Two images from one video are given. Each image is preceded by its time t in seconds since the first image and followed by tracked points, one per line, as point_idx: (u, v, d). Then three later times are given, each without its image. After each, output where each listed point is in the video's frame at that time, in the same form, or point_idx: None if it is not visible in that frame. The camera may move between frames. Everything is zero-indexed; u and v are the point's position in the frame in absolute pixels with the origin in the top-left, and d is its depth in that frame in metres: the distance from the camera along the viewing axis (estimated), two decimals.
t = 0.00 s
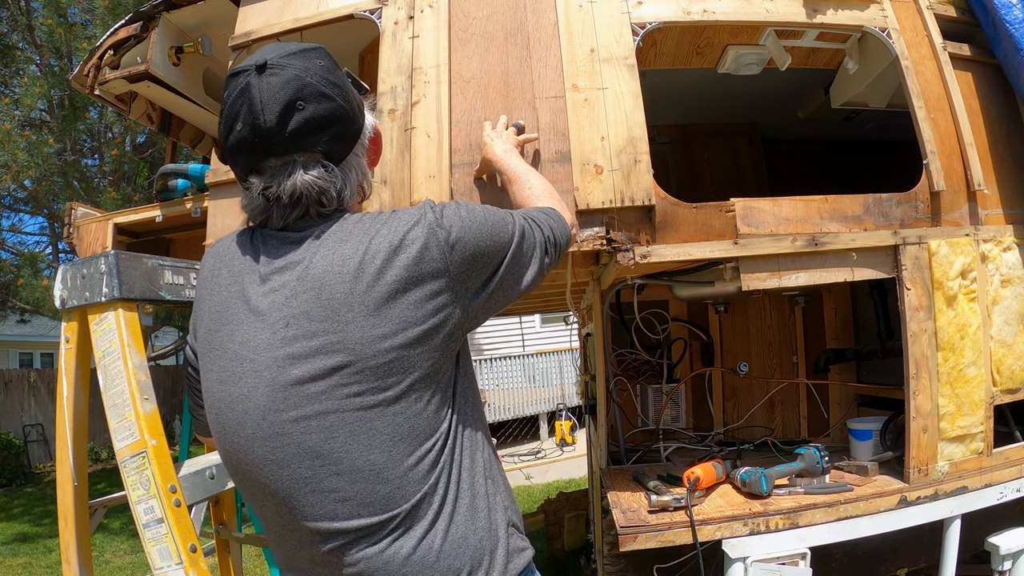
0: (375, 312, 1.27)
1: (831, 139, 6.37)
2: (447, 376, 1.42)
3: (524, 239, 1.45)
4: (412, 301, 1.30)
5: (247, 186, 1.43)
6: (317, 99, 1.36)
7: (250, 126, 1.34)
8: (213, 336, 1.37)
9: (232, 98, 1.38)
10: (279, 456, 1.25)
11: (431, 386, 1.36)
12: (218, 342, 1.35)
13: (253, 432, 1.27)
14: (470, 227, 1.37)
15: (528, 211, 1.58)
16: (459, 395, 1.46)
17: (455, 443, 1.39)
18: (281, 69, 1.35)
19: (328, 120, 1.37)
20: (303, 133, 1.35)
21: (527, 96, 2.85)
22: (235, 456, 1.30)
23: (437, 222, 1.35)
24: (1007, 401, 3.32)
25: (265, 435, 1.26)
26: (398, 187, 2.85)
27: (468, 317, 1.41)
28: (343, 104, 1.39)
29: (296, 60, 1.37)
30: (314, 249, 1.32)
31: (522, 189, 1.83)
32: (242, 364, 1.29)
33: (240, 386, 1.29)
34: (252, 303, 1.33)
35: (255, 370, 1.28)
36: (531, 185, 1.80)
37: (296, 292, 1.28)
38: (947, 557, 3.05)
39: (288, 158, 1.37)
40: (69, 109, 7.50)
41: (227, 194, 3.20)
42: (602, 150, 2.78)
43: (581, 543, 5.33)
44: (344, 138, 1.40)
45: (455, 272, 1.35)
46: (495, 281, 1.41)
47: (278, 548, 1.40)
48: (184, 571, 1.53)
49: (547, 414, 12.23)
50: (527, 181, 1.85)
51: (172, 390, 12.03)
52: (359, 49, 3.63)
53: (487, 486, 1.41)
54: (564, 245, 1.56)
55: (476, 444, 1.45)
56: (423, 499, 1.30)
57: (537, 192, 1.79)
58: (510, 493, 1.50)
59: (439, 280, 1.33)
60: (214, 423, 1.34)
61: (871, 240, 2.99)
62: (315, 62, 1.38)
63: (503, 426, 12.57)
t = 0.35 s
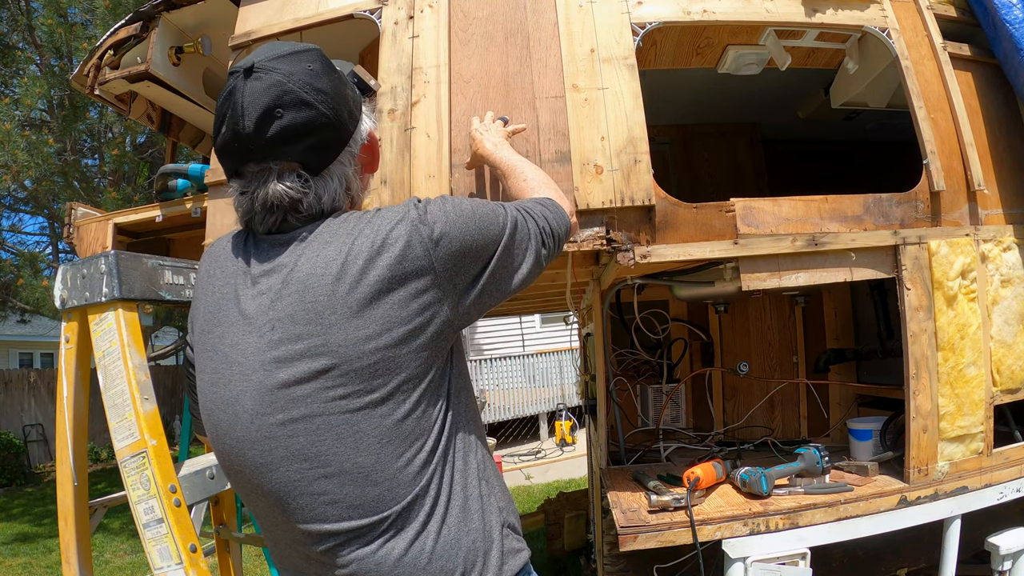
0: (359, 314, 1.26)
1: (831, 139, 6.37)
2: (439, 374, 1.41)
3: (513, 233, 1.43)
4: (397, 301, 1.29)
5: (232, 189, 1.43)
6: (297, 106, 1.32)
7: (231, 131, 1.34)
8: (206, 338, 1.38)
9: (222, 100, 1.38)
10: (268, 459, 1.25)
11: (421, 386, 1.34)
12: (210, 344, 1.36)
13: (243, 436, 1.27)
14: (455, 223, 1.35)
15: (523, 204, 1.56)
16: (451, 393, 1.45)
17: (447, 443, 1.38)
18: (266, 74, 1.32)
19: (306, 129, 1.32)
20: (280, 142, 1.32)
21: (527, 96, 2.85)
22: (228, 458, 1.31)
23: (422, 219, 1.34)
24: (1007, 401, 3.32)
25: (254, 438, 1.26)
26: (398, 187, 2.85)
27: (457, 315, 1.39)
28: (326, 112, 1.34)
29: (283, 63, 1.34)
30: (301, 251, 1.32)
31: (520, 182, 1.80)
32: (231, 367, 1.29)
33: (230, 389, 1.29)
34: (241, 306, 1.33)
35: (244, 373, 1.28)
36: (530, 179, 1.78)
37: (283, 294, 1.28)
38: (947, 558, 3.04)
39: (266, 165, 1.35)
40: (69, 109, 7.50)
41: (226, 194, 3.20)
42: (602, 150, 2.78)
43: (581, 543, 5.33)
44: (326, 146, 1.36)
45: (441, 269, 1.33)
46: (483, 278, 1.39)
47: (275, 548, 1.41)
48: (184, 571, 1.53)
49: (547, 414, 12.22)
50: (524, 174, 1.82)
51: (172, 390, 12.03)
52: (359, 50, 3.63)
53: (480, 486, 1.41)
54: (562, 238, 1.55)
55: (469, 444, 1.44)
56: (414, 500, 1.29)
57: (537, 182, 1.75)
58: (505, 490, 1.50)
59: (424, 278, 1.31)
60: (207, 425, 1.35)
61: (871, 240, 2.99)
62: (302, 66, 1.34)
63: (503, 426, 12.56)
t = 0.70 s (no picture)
0: (350, 317, 1.25)
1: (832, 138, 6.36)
2: (435, 374, 1.40)
3: (510, 223, 1.38)
4: (389, 303, 1.27)
5: (230, 184, 1.45)
6: (287, 110, 1.31)
7: (226, 127, 1.36)
8: (203, 339, 1.38)
9: (225, 96, 1.40)
10: (265, 462, 1.25)
11: (416, 387, 1.33)
12: (208, 345, 1.36)
13: (238, 438, 1.27)
14: (447, 218, 1.32)
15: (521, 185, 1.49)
16: (449, 392, 1.44)
17: (445, 443, 1.37)
18: (262, 73, 1.33)
19: (293, 134, 1.31)
20: (266, 145, 1.32)
21: (527, 96, 2.85)
22: (226, 460, 1.31)
23: (413, 217, 1.31)
24: (1007, 401, 3.32)
25: (249, 441, 1.26)
26: (398, 188, 2.85)
27: (453, 314, 1.37)
28: (316, 117, 1.31)
29: (281, 64, 1.33)
30: (294, 252, 1.31)
31: (515, 162, 1.62)
32: (226, 370, 1.30)
33: (225, 392, 1.29)
34: (237, 308, 1.33)
35: (238, 377, 1.28)
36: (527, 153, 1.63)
37: (276, 297, 1.28)
38: (947, 558, 3.05)
39: (254, 167, 1.36)
40: (70, 109, 7.50)
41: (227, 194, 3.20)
42: (602, 150, 2.78)
43: (581, 543, 5.33)
44: (315, 153, 1.33)
45: (434, 268, 1.31)
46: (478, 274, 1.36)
47: (277, 547, 1.41)
48: (184, 571, 1.53)
49: (547, 414, 12.21)
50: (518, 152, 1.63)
51: (172, 390, 12.03)
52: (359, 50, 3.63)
53: (478, 484, 1.40)
54: (564, 216, 1.48)
55: (467, 443, 1.43)
56: (410, 501, 1.29)
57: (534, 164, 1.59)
58: (503, 489, 1.49)
59: (416, 278, 1.29)
60: (206, 426, 1.36)
61: (871, 240, 2.99)
62: (300, 68, 1.33)
63: (503, 427, 12.55)
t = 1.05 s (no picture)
0: (353, 308, 1.25)
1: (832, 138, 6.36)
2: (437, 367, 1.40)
3: (491, 197, 1.39)
4: (390, 293, 1.27)
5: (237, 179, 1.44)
6: (304, 106, 1.31)
7: (238, 121, 1.35)
8: (205, 339, 1.37)
9: (238, 89, 1.39)
10: (270, 459, 1.25)
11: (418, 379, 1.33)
12: (209, 344, 1.36)
13: (243, 436, 1.27)
14: (436, 200, 1.32)
15: (474, 136, 1.48)
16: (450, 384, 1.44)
17: (447, 437, 1.37)
18: (280, 68, 1.32)
19: (309, 131, 1.31)
20: (280, 140, 1.31)
21: (527, 96, 2.85)
22: (231, 461, 1.31)
23: (405, 202, 1.32)
24: (1007, 401, 3.32)
25: (256, 439, 1.26)
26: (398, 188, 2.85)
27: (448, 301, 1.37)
28: (333, 115, 1.32)
29: (299, 59, 1.33)
30: (296, 248, 1.31)
31: (468, 107, 1.62)
32: (230, 368, 1.29)
33: (229, 391, 1.29)
34: (239, 305, 1.33)
35: (243, 375, 1.27)
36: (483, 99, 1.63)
37: (279, 293, 1.28)
38: (947, 558, 3.05)
39: (267, 163, 1.35)
40: (70, 109, 7.50)
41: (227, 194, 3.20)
42: (602, 150, 2.78)
43: (581, 543, 5.33)
44: (329, 150, 1.34)
45: (430, 254, 1.31)
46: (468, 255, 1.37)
47: (276, 547, 1.41)
48: (184, 571, 1.53)
49: (547, 414, 12.21)
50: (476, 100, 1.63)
51: (172, 390, 12.03)
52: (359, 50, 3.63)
53: (480, 475, 1.41)
54: (521, 164, 1.49)
55: (468, 434, 1.43)
56: (415, 494, 1.29)
57: (486, 107, 1.58)
58: (503, 480, 1.49)
59: (413, 265, 1.30)
60: (209, 426, 1.35)
61: (871, 240, 2.99)
62: (318, 65, 1.33)
63: (503, 427, 12.54)
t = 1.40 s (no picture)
0: (342, 307, 1.25)
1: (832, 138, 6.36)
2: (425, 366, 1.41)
3: (476, 202, 1.42)
4: (378, 293, 1.28)
5: (221, 183, 1.42)
6: (288, 105, 1.32)
7: (222, 124, 1.34)
8: (193, 343, 1.37)
9: (217, 96, 1.38)
10: (260, 460, 1.25)
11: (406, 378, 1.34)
12: (198, 348, 1.35)
13: (233, 438, 1.26)
14: (422, 202, 1.35)
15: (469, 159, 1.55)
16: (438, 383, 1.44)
17: (437, 437, 1.37)
18: (262, 70, 1.33)
19: (294, 128, 1.31)
20: (267, 139, 1.31)
21: (527, 96, 2.85)
22: (222, 464, 1.30)
23: (392, 203, 1.34)
24: (1007, 401, 3.32)
25: (245, 440, 1.25)
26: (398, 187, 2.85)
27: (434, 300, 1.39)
28: (317, 113, 1.33)
29: (280, 62, 1.34)
30: (283, 249, 1.31)
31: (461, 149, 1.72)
32: (219, 371, 1.28)
33: (219, 393, 1.28)
34: (225, 307, 1.32)
35: (232, 378, 1.27)
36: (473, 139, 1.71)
37: (266, 293, 1.28)
38: (947, 558, 3.05)
39: (253, 163, 1.35)
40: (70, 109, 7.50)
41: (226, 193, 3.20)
42: (602, 150, 2.78)
43: (581, 543, 5.33)
44: (315, 146, 1.34)
45: (415, 253, 1.33)
46: (454, 256, 1.40)
47: (269, 550, 1.40)
48: (184, 571, 1.53)
49: (547, 414, 12.20)
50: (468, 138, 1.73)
51: (172, 390, 12.04)
52: (359, 50, 3.63)
53: (471, 475, 1.40)
54: (515, 184, 1.54)
55: (459, 432, 1.43)
56: (407, 492, 1.29)
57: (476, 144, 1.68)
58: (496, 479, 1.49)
59: (400, 265, 1.31)
60: (199, 430, 1.34)
61: (871, 240, 2.99)
62: (298, 67, 1.34)
63: (503, 427, 12.53)
